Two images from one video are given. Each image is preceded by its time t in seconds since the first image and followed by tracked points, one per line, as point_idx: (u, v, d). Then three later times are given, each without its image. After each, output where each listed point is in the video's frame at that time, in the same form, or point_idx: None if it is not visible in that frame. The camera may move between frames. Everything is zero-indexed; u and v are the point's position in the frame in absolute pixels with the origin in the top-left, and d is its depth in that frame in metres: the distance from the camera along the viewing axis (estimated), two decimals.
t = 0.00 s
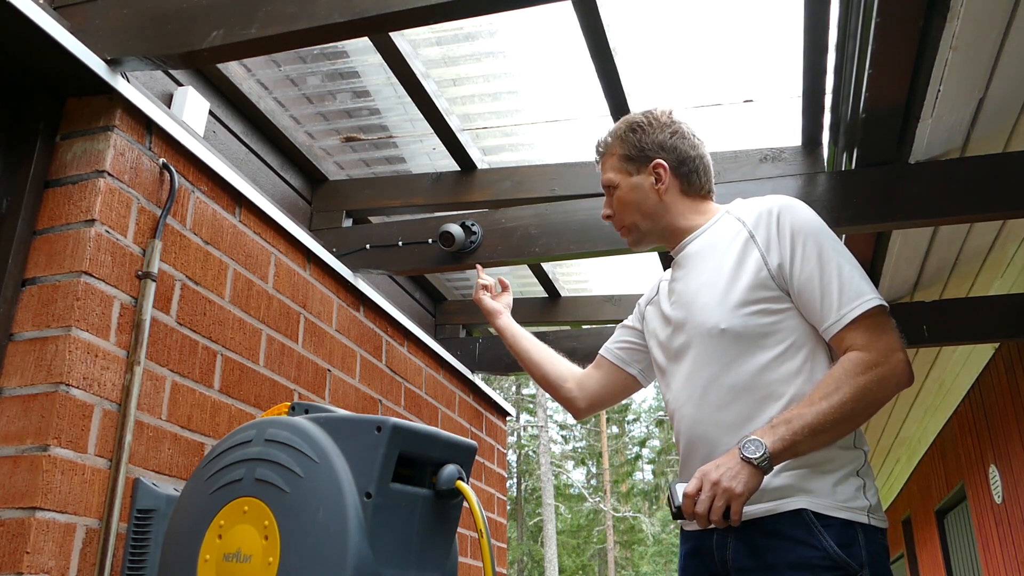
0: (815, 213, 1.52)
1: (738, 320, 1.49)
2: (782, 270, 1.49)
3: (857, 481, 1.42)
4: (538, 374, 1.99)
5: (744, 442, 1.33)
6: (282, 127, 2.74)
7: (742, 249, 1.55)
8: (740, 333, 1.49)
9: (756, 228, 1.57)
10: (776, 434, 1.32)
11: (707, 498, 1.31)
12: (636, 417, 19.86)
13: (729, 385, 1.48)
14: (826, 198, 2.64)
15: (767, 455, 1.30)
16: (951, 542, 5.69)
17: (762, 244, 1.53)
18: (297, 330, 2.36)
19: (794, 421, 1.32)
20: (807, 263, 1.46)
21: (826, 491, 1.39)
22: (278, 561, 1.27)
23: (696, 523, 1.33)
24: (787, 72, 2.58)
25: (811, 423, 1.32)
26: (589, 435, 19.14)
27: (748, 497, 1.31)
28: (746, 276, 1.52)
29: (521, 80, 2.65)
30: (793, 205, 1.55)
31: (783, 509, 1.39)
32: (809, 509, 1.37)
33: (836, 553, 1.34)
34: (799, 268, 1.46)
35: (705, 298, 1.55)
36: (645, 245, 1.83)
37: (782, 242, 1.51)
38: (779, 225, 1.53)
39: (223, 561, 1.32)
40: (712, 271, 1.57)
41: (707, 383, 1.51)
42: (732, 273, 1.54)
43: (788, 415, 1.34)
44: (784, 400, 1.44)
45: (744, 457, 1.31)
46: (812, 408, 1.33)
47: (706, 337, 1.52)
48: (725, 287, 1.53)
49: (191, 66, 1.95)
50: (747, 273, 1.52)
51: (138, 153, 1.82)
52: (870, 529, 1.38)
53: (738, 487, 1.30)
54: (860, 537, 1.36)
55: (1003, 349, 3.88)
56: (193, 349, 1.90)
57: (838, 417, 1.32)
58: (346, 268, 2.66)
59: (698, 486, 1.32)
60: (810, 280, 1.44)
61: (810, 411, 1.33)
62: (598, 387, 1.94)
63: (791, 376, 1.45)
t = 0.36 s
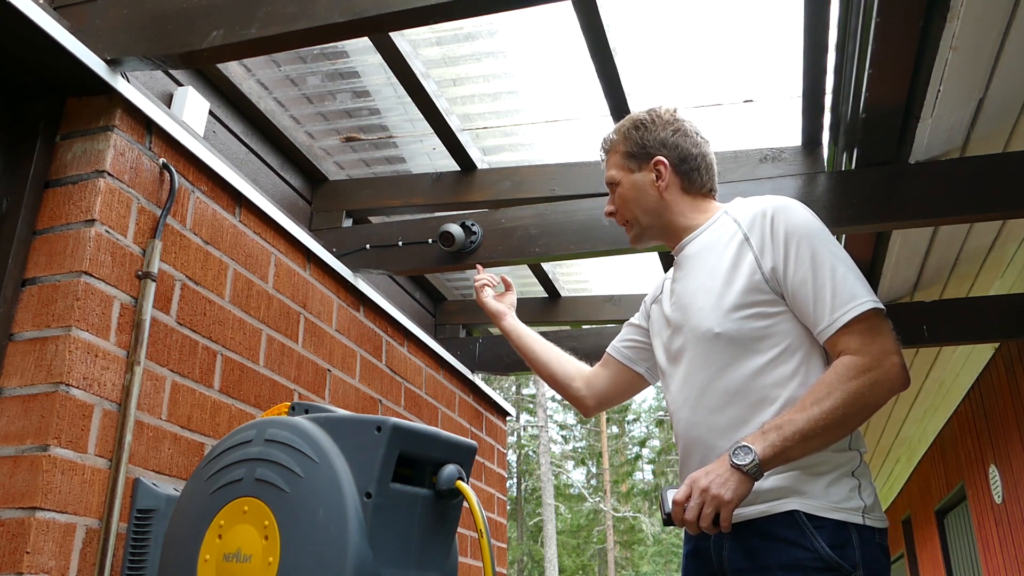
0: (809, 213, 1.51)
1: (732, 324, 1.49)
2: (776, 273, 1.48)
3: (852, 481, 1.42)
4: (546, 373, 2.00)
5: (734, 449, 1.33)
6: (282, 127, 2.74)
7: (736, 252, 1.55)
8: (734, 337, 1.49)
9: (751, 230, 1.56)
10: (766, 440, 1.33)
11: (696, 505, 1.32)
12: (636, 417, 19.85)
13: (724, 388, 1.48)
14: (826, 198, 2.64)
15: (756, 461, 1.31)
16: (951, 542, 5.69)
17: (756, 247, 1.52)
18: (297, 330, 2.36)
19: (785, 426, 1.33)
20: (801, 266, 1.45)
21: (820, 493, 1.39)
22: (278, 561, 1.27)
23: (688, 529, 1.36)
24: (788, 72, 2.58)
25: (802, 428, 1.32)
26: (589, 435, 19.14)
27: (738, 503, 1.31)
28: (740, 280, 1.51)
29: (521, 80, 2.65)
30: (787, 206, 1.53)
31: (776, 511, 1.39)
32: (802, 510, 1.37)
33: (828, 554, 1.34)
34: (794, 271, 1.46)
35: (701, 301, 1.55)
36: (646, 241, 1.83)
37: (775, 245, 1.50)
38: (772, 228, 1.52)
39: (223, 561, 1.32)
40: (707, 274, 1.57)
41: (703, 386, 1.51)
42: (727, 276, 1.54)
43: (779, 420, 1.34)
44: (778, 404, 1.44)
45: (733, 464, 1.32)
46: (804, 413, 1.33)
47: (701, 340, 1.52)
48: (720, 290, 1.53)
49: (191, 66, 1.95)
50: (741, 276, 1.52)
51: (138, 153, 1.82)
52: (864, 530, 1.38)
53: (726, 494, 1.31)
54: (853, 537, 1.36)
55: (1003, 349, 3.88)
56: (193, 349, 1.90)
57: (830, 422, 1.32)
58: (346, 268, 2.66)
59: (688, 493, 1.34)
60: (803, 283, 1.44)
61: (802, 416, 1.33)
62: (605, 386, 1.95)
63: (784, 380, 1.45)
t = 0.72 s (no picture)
0: (812, 211, 1.51)
1: (735, 320, 1.49)
2: (779, 270, 1.48)
3: (853, 481, 1.42)
4: (539, 376, 1.97)
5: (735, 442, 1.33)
6: (282, 127, 2.74)
7: (740, 249, 1.55)
8: (738, 333, 1.48)
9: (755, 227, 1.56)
10: (768, 435, 1.32)
11: (698, 498, 1.31)
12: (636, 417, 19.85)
13: (727, 384, 1.48)
14: (826, 199, 2.64)
15: (758, 454, 1.30)
16: (951, 543, 5.69)
17: (760, 243, 1.52)
18: (297, 330, 2.36)
19: (788, 421, 1.32)
20: (805, 262, 1.45)
21: (821, 492, 1.39)
22: (278, 561, 1.27)
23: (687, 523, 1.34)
24: (788, 72, 2.58)
25: (804, 423, 1.32)
26: (589, 435, 19.15)
27: (738, 497, 1.31)
28: (744, 276, 1.51)
29: (521, 80, 2.65)
30: (790, 203, 1.54)
31: (777, 510, 1.39)
32: (803, 510, 1.37)
33: (829, 554, 1.34)
34: (797, 267, 1.46)
35: (704, 298, 1.55)
36: (644, 230, 1.79)
37: (780, 242, 1.50)
38: (777, 225, 1.52)
39: (223, 561, 1.32)
40: (711, 271, 1.57)
41: (706, 382, 1.51)
42: (731, 273, 1.53)
43: (781, 416, 1.34)
44: (780, 401, 1.44)
45: (734, 457, 1.32)
46: (806, 408, 1.33)
47: (704, 336, 1.52)
48: (724, 287, 1.53)
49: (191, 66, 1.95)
50: (745, 272, 1.52)
51: (138, 153, 1.82)
52: (865, 529, 1.38)
53: (728, 486, 1.30)
54: (854, 538, 1.36)
55: (1003, 349, 3.89)
56: (193, 349, 1.90)
57: (833, 417, 1.32)
58: (346, 268, 2.66)
59: (689, 486, 1.33)
60: (806, 280, 1.44)
61: (805, 411, 1.33)
62: (602, 388, 1.94)
63: (787, 376, 1.45)
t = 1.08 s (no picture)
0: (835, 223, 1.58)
1: (766, 315, 1.48)
2: (809, 271, 1.50)
3: (862, 483, 1.45)
4: (491, 344, 1.83)
5: (783, 434, 1.30)
6: (282, 127, 2.74)
7: (767, 247, 1.55)
8: (767, 328, 1.47)
9: (780, 229, 1.58)
10: (812, 429, 1.31)
11: (755, 487, 1.25)
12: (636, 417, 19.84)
13: (752, 379, 1.46)
14: (826, 198, 2.63)
15: (807, 446, 1.28)
16: (951, 543, 5.69)
17: (789, 244, 1.54)
18: (297, 330, 2.36)
19: (830, 416, 1.33)
20: (833, 268, 1.49)
21: (840, 492, 1.41)
22: (278, 561, 1.27)
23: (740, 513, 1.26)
24: (788, 72, 2.58)
25: (844, 419, 1.33)
26: (589, 435, 19.15)
27: (789, 489, 1.27)
28: (774, 273, 1.51)
29: (521, 79, 2.65)
30: (815, 211, 1.59)
31: (802, 506, 1.38)
32: (827, 507, 1.38)
33: (855, 550, 1.35)
34: (826, 272, 1.50)
35: (729, 291, 1.53)
36: (646, 219, 1.74)
37: (810, 246, 1.53)
38: (804, 229, 1.56)
39: (223, 561, 1.32)
40: (735, 266, 1.56)
41: (728, 376, 1.47)
42: (759, 269, 1.53)
43: (822, 411, 1.34)
44: (803, 400, 1.44)
45: (788, 447, 1.28)
46: (844, 406, 1.35)
47: (730, 329, 1.49)
48: (752, 282, 1.52)
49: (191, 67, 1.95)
50: (773, 270, 1.52)
51: (138, 153, 1.82)
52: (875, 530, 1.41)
53: (785, 477, 1.26)
54: (868, 536, 1.39)
55: (1003, 349, 3.89)
56: (193, 349, 1.90)
57: (867, 416, 1.35)
58: (346, 268, 2.66)
59: (744, 474, 1.26)
60: (834, 285, 1.48)
61: (844, 408, 1.34)
62: (558, 359, 1.88)
63: (809, 376, 1.46)
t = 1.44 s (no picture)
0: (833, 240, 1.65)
1: (786, 323, 1.49)
2: (823, 282, 1.54)
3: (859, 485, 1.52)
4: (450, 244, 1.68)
5: (828, 443, 1.34)
6: (282, 127, 2.74)
7: (785, 254, 1.57)
8: (787, 335, 1.49)
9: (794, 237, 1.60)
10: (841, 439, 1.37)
11: (820, 496, 1.27)
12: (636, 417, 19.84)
13: (769, 384, 1.46)
14: (826, 198, 2.63)
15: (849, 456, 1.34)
16: (951, 543, 5.69)
17: (805, 254, 1.57)
18: (297, 330, 2.36)
19: (854, 427, 1.40)
20: (843, 283, 1.55)
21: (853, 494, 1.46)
22: (278, 561, 1.27)
23: (800, 522, 1.27)
24: (788, 72, 2.57)
25: (867, 430, 1.41)
26: (589, 435, 19.14)
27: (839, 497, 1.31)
28: (793, 281, 1.53)
29: (521, 80, 2.65)
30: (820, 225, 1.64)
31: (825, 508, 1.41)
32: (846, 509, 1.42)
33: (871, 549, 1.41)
34: (835, 286, 1.55)
35: (752, 294, 1.52)
36: (649, 211, 1.68)
37: (822, 257, 1.58)
38: (816, 241, 1.60)
39: (223, 561, 1.32)
40: (754, 269, 1.56)
41: (745, 378, 1.46)
42: (779, 275, 1.54)
43: (844, 422, 1.40)
44: (813, 407, 1.46)
45: (837, 457, 1.32)
46: (863, 417, 1.42)
47: (753, 333, 1.48)
48: (775, 287, 1.52)
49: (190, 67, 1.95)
50: (793, 277, 1.54)
51: (138, 153, 1.82)
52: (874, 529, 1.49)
53: (839, 486, 1.30)
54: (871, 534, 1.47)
55: (1003, 349, 3.89)
56: (193, 349, 1.90)
57: (878, 425, 1.44)
58: (346, 268, 2.66)
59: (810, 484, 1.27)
60: (842, 299, 1.54)
61: (864, 419, 1.42)
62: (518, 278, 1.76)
63: (816, 384, 1.49)
